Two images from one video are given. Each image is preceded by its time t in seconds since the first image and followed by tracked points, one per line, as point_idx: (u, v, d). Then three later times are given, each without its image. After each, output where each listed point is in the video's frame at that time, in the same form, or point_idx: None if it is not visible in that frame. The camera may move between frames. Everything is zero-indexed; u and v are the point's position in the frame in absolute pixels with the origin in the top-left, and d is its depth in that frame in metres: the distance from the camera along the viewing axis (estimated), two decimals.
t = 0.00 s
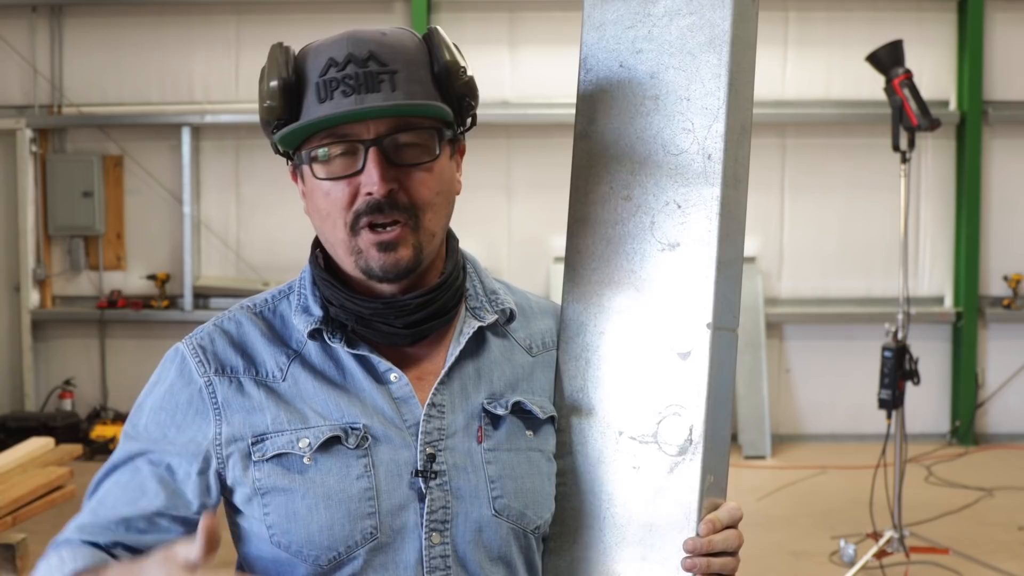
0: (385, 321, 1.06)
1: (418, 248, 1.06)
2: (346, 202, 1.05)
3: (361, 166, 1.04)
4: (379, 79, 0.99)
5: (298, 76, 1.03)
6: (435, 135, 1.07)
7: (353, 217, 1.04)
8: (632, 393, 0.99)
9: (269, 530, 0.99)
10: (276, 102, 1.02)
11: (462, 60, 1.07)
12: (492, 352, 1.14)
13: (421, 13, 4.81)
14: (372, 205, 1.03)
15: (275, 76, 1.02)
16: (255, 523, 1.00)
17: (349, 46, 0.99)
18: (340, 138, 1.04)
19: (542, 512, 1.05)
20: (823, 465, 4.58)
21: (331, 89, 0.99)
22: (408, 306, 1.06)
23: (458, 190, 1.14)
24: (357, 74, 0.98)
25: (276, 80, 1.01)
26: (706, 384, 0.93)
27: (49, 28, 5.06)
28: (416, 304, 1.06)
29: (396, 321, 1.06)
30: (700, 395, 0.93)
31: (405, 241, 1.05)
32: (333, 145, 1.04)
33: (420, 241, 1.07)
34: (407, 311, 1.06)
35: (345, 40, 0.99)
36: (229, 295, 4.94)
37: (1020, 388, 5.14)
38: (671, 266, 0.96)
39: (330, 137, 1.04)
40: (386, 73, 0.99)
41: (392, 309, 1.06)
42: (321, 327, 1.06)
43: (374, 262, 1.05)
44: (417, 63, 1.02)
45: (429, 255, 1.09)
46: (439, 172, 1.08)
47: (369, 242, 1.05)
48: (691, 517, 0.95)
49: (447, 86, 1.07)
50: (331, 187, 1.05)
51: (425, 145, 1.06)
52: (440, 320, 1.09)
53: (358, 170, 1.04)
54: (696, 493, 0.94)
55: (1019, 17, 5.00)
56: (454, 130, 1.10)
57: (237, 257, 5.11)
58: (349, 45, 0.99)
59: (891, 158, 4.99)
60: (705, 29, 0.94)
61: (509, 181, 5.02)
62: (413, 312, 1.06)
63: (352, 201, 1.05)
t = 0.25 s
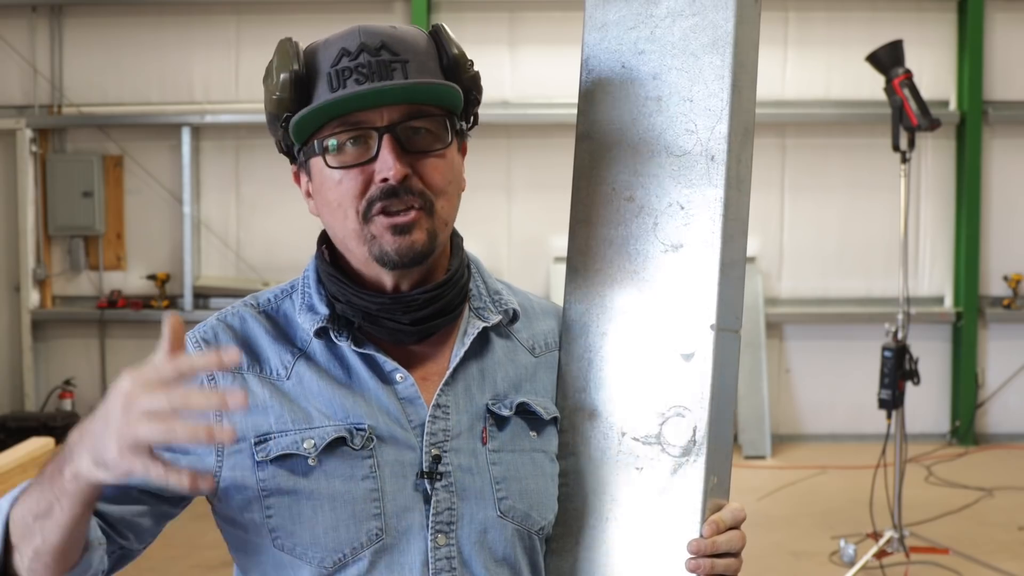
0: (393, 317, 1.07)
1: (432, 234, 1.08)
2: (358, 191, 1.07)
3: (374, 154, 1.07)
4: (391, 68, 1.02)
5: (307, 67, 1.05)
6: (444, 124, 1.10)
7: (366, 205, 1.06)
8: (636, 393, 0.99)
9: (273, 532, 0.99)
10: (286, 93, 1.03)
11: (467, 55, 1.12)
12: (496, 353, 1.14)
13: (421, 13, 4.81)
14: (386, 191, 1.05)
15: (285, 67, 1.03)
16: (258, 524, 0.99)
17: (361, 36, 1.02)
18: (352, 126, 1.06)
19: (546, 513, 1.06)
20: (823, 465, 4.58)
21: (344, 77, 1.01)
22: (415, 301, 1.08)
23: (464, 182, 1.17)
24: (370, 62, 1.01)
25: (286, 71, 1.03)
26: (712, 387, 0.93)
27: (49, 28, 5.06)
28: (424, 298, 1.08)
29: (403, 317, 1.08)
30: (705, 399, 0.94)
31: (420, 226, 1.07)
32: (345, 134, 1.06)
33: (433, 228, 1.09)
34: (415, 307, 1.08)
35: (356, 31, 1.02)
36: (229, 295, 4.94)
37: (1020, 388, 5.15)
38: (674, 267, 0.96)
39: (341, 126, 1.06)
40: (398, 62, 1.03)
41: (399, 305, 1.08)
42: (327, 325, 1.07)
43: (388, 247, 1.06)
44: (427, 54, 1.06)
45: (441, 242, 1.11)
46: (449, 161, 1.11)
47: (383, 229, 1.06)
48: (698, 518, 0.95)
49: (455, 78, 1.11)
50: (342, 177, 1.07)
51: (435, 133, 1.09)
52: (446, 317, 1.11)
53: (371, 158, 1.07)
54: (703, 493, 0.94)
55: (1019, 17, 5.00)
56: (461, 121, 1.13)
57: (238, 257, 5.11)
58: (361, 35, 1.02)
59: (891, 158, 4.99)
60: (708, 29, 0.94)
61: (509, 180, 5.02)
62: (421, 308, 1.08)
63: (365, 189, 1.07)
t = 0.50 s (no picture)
0: (393, 321, 1.07)
1: (427, 245, 1.08)
2: (352, 201, 1.06)
3: (365, 164, 1.07)
4: (380, 75, 1.01)
5: (298, 76, 1.05)
6: (438, 130, 1.10)
7: (360, 216, 1.06)
8: (639, 395, 0.99)
9: (276, 537, 0.99)
10: (276, 103, 1.03)
11: (463, 53, 1.10)
12: (498, 354, 1.14)
13: (421, 13, 4.81)
14: (378, 202, 1.05)
15: (275, 78, 1.03)
16: (260, 529, 1.00)
17: (349, 43, 1.01)
18: (343, 136, 1.06)
19: (549, 515, 1.06)
20: (823, 465, 4.58)
21: (333, 87, 1.01)
22: (417, 307, 1.07)
23: (462, 186, 1.16)
24: (358, 71, 1.01)
25: (276, 81, 1.03)
26: (717, 388, 0.93)
27: (49, 28, 5.06)
28: (424, 304, 1.08)
29: (404, 322, 1.07)
30: (711, 399, 0.94)
31: (414, 236, 1.07)
32: (336, 144, 1.06)
33: (428, 236, 1.08)
34: (417, 311, 1.07)
35: (344, 37, 1.02)
36: (230, 295, 4.94)
37: (1020, 388, 5.15)
38: (678, 268, 0.96)
39: (333, 136, 1.06)
40: (387, 68, 1.02)
41: (401, 309, 1.07)
42: (328, 329, 1.07)
43: (384, 259, 1.06)
44: (419, 59, 1.05)
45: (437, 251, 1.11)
46: (445, 167, 1.10)
47: (377, 241, 1.05)
48: (703, 518, 0.95)
49: (450, 81, 1.09)
50: (336, 187, 1.07)
51: (429, 140, 1.09)
52: (448, 321, 1.11)
53: (363, 168, 1.06)
54: (708, 494, 0.95)
55: (1019, 17, 5.01)
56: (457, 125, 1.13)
57: (238, 257, 5.11)
58: (349, 41, 1.01)
59: (891, 158, 4.99)
60: (714, 31, 0.94)
61: (509, 181, 5.02)
62: (422, 313, 1.08)
63: (359, 200, 1.06)
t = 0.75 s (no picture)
0: (389, 332, 1.06)
1: (421, 267, 1.06)
2: (344, 219, 1.05)
3: (361, 182, 1.05)
4: (378, 91, 0.99)
5: (295, 86, 1.03)
6: (439, 150, 1.08)
7: (351, 235, 1.04)
8: (637, 399, 0.99)
9: (275, 546, 0.98)
10: (272, 114, 1.02)
11: (466, 67, 1.07)
12: (496, 357, 1.14)
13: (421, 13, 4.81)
14: (370, 223, 1.03)
15: (272, 89, 1.01)
16: (258, 540, 0.99)
17: (347, 56, 0.99)
18: (337, 152, 1.04)
19: (549, 517, 1.06)
20: (823, 465, 4.58)
21: (329, 101, 1.00)
22: (413, 318, 1.06)
23: (461, 202, 1.14)
24: (354, 86, 0.99)
25: (272, 91, 1.01)
26: (720, 389, 0.93)
27: (49, 28, 5.06)
28: (420, 316, 1.07)
29: (401, 331, 1.07)
30: (714, 399, 0.94)
31: (408, 262, 1.05)
32: (331, 160, 1.04)
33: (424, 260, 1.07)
34: (412, 323, 1.07)
35: (343, 50, 0.99)
36: (230, 295, 4.95)
37: (1020, 388, 5.15)
38: (679, 268, 0.96)
39: (327, 153, 1.04)
40: (385, 85, 1.00)
41: (396, 321, 1.06)
42: (323, 336, 1.06)
43: (377, 284, 1.05)
44: (419, 74, 1.03)
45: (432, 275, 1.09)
46: (442, 185, 1.08)
47: (371, 264, 1.04)
48: (706, 518, 0.95)
49: (450, 93, 1.07)
50: (329, 204, 1.05)
51: (427, 158, 1.07)
52: (446, 329, 1.11)
53: (357, 186, 1.04)
54: (711, 494, 0.95)
55: (1019, 17, 5.01)
56: (457, 139, 1.11)
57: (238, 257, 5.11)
58: (348, 54, 0.99)
59: (891, 158, 4.99)
60: (713, 30, 0.94)
61: (509, 181, 5.02)
62: (419, 323, 1.07)
63: (351, 218, 1.04)
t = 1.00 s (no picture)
0: (391, 331, 1.06)
1: (428, 262, 1.06)
2: (353, 212, 1.04)
3: (371, 175, 1.04)
4: (392, 84, 0.99)
5: (305, 78, 1.02)
6: (449, 145, 1.07)
7: (360, 228, 1.04)
8: (635, 402, 0.99)
9: (277, 551, 0.98)
10: (281, 105, 1.00)
11: (478, 65, 1.07)
12: (495, 359, 1.14)
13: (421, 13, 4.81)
14: (381, 216, 1.03)
15: (281, 79, 1.00)
16: (261, 545, 0.99)
17: (362, 49, 0.99)
18: (348, 145, 1.03)
19: (547, 521, 1.06)
20: (823, 465, 4.58)
21: (341, 93, 0.99)
22: (415, 317, 1.07)
23: (467, 199, 1.14)
24: (369, 79, 0.98)
25: (282, 82, 1.00)
26: (718, 394, 0.93)
27: (49, 28, 5.06)
28: (423, 316, 1.07)
29: (403, 332, 1.07)
30: (711, 403, 0.94)
31: (415, 256, 1.05)
32: (341, 152, 1.03)
33: (430, 254, 1.07)
34: (415, 322, 1.07)
35: (357, 42, 0.99)
36: (230, 295, 4.95)
37: (1021, 388, 5.14)
38: (676, 270, 0.96)
39: (337, 145, 1.03)
40: (399, 78, 0.99)
41: (399, 320, 1.06)
42: (322, 337, 1.05)
43: (382, 277, 1.05)
44: (432, 69, 1.03)
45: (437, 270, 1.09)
46: (452, 182, 1.08)
47: (378, 257, 1.04)
48: (702, 522, 0.95)
49: (463, 91, 1.07)
50: (337, 196, 1.04)
51: (438, 153, 1.06)
52: (446, 330, 1.10)
53: (368, 179, 1.04)
54: (708, 498, 0.95)
55: (1019, 17, 5.00)
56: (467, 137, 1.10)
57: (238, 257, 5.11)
58: (362, 47, 0.99)
59: (891, 158, 4.99)
60: (711, 30, 0.94)
61: (509, 181, 5.02)
62: (421, 323, 1.07)
63: (360, 211, 1.04)
